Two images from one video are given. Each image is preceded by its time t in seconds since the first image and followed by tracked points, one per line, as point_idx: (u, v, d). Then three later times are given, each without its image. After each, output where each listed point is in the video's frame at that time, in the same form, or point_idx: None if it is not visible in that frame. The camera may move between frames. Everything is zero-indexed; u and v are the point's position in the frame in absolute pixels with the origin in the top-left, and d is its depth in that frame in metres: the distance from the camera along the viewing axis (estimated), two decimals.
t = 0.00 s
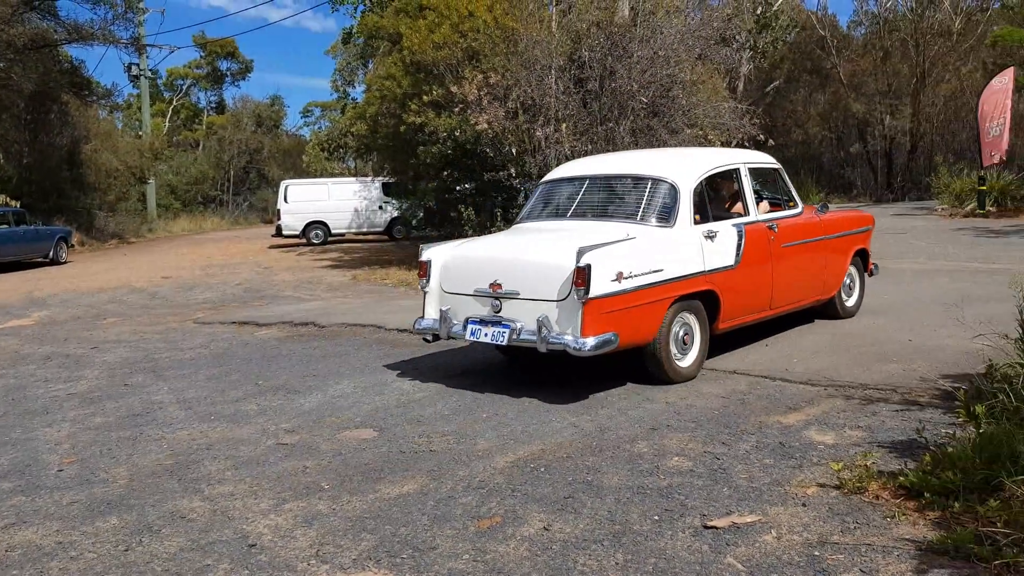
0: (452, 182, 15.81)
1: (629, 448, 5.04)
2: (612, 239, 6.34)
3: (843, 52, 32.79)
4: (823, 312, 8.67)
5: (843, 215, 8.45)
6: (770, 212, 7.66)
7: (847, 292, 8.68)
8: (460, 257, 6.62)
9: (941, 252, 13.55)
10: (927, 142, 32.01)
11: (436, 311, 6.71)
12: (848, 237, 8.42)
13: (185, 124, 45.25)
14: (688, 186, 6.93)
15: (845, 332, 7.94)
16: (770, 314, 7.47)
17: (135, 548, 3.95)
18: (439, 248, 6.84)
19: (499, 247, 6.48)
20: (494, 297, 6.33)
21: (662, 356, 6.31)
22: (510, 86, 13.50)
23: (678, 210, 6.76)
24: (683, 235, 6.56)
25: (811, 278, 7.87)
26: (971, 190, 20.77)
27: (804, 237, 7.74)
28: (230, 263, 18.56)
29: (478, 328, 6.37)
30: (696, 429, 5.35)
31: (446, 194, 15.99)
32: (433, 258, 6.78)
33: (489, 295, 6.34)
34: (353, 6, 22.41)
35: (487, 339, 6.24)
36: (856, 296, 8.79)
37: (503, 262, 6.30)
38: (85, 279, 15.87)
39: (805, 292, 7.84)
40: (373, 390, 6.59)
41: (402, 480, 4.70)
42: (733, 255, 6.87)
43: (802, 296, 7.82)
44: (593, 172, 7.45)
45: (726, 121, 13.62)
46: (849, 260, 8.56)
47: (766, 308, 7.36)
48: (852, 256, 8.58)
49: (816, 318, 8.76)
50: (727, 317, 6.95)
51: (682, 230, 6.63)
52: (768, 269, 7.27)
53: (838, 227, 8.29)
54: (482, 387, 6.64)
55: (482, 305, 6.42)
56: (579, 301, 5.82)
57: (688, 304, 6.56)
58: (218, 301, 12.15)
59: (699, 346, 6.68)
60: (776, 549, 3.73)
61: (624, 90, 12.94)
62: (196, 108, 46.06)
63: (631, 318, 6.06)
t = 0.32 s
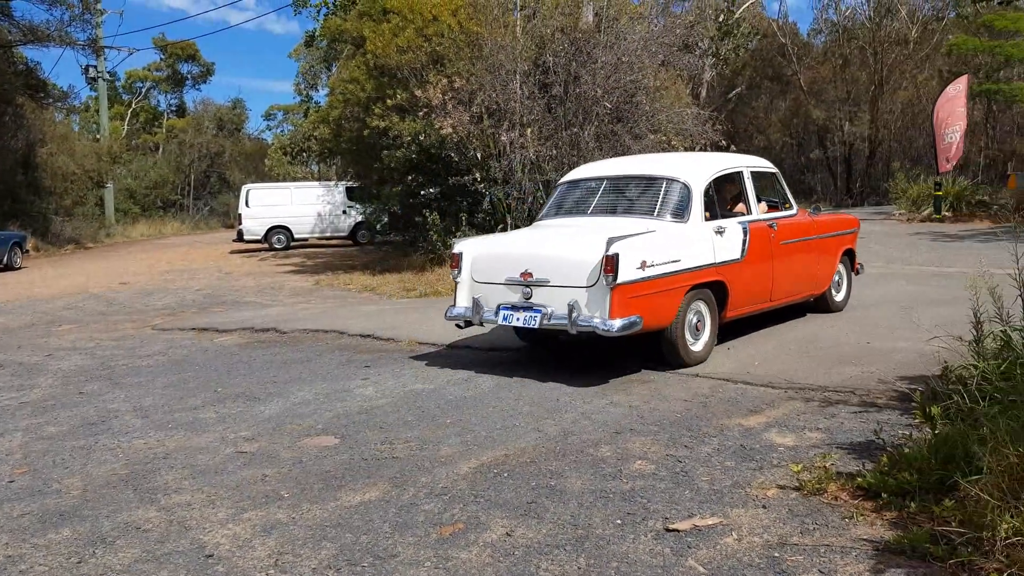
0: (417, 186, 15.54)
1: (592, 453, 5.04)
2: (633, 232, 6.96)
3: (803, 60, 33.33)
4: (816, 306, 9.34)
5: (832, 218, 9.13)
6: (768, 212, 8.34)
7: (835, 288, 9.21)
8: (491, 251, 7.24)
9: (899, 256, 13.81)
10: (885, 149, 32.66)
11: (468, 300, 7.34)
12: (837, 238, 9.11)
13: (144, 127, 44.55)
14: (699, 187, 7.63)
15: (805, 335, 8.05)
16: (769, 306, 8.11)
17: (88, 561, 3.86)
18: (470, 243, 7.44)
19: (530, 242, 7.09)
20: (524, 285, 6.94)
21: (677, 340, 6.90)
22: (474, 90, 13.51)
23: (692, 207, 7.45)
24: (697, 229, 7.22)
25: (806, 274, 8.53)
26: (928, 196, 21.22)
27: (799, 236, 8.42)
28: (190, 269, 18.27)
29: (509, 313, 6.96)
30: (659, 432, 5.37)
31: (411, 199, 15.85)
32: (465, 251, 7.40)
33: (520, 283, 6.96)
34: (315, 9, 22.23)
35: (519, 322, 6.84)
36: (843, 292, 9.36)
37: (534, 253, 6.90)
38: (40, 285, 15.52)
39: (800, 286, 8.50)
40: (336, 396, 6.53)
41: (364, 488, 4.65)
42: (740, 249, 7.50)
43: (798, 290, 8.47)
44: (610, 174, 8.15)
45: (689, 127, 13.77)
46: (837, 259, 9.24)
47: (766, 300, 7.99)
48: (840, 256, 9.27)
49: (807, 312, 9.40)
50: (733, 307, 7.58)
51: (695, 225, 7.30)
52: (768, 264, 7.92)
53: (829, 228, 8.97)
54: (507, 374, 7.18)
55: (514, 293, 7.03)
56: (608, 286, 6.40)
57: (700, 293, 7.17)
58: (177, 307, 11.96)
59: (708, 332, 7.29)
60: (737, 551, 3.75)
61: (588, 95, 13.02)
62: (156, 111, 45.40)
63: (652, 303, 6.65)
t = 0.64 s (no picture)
0: (385, 191, 15.27)
1: (561, 457, 5.03)
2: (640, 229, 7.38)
3: (770, 66, 33.73)
4: (803, 303, 9.82)
5: (821, 220, 9.59)
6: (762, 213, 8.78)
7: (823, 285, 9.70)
8: (505, 247, 7.61)
9: (864, 259, 14.05)
10: (850, 154, 33.18)
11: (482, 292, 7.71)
12: (824, 238, 9.57)
13: (108, 132, 43.95)
14: (699, 187, 8.09)
15: (772, 338, 8.13)
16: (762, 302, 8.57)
17: (44, 573, 3.76)
18: (483, 239, 7.81)
19: (543, 238, 7.49)
20: (537, 278, 7.32)
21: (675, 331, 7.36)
22: (443, 95, 13.49)
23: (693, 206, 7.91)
24: (697, 226, 7.66)
25: (796, 271, 8.99)
26: (891, 200, 21.59)
27: (789, 236, 8.87)
28: (155, 275, 18.00)
29: (524, 304, 7.35)
30: (624, 436, 5.38)
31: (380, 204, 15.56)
32: (480, 246, 7.77)
33: (533, 276, 7.33)
34: (282, 11, 22.10)
35: (533, 313, 7.23)
36: (830, 288, 9.85)
37: (547, 248, 7.28)
38: None
39: (791, 284, 8.95)
40: (303, 403, 6.47)
41: (330, 495, 4.59)
42: (735, 247, 7.95)
43: (788, 286, 8.90)
44: (613, 175, 8.61)
45: (658, 132, 13.90)
46: (825, 259, 9.70)
47: (758, 296, 8.45)
48: (827, 255, 9.73)
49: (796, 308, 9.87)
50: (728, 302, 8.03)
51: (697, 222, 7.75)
52: (761, 262, 8.37)
53: (818, 229, 9.42)
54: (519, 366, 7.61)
55: (528, 285, 7.40)
56: (617, 278, 6.79)
57: (699, 288, 7.62)
58: (141, 314, 11.78)
59: (705, 324, 7.76)
60: (703, 553, 3.76)
61: (557, 100, 13.22)
62: (120, 115, 44.80)
63: (657, 295, 7.07)
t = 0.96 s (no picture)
0: (354, 196, 15.12)
1: (529, 462, 5.03)
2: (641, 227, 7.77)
3: (737, 71, 34.14)
4: (788, 301, 10.16)
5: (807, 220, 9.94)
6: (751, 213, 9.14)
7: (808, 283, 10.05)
8: (514, 245, 8.03)
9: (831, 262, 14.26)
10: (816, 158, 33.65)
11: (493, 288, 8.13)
12: (810, 238, 9.93)
13: (71, 137, 43.27)
14: (694, 189, 8.46)
15: (741, 340, 8.23)
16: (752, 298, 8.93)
17: None
18: (494, 238, 8.22)
19: (550, 237, 7.90)
20: (546, 274, 7.73)
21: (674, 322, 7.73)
22: (411, 99, 13.45)
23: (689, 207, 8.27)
24: (694, 224, 8.03)
25: (784, 269, 9.35)
26: (856, 204, 21.94)
27: (777, 235, 9.23)
28: (119, 282, 17.72)
29: (533, 298, 7.76)
30: (592, 438, 5.40)
31: (348, 208, 15.46)
32: (490, 245, 8.19)
33: (542, 272, 7.75)
34: (248, 15, 21.92)
35: (543, 306, 7.63)
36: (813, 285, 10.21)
37: (556, 245, 7.71)
38: None
39: (779, 281, 9.30)
40: (270, 410, 6.40)
41: (295, 504, 4.54)
42: (728, 245, 8.31)
43: (777, 283, 9.25)
44: (612, 178, 8.97)
45: (626, 136, 13.96)
46: (810, 258, 10.04)
47: (749, 292, 8.80)
48: (813, 254, 10.08)
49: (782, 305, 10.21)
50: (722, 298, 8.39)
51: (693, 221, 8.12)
52: (752, 260, 8.73)
53: (804, 229, 9.77)
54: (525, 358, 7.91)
55: (536, 281, 7.82)
56: (624, 272, 7.21)
57: (694, 283, 7.99)
58: (105, 322, 11.58)
59: (700, 317, 8.14)
60: (671, 556, 3.77)
61: (526, 104, 13.31)
62: (83, 119, 44.12)
63: (659, 289, 7.46)
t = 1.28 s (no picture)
0: (322, 199, 14.83)
1: (500, 465, 5.02)
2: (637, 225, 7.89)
3: (706, 75, 34.46)
4: (771, 298, 10.31)
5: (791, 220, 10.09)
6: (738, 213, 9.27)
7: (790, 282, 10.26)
8: (516, 243, 8.13)
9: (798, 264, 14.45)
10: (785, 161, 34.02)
11: (496, 284, 8.24)
12: (794, 237, 10.09)
13: (35, 139, 42.55)
14: (685, 190, 8.56)
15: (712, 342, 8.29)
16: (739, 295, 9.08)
17: None
18: (496, 235, 8.32)
19: (549, 235, 8.00)
20: (547, 270, 7.85)
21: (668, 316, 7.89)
22: (381, 101, 13.38)
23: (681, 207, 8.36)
24: (687, 224, 8.16)
25: (769, 267, 9.50)
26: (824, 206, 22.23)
27: (763, 234, 9.37)
28: (83, 286, 17.42)
29: (536, 293, 7.86)
30: (562, 440, 5.41)
31: (319, 211, 15.33)
32: (493, 242, 8.28)
33: (543, 268, 7.87)
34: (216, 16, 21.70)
35: (546, 300, 7.76)
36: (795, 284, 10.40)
37: (559, 241, 7.84)
38: None
39: (765, 278, 9.46)
40: (238, 415, 6.34)
41: (262, 510, 4.49)
42: (719, 243, 8.45)
43: (763, 281, 9.42)
44: (606, 179, 9.03)
45: (596, 139, 14.29)
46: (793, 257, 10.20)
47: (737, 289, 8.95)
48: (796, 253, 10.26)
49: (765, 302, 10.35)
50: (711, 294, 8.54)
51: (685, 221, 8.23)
52: (740, 258, 8.87)
53: (788, 229, 9.93)
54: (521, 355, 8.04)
55: (539, 277, 7.94)
56: (622, 268, 7.34)
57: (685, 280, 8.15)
58: (69, 327, 11.39)
59: (690, 312, 8.31)
60: (639, 556, 3.79)
61: (498, 107, 13.47)
62: (47, 121, 43.39)
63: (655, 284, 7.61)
